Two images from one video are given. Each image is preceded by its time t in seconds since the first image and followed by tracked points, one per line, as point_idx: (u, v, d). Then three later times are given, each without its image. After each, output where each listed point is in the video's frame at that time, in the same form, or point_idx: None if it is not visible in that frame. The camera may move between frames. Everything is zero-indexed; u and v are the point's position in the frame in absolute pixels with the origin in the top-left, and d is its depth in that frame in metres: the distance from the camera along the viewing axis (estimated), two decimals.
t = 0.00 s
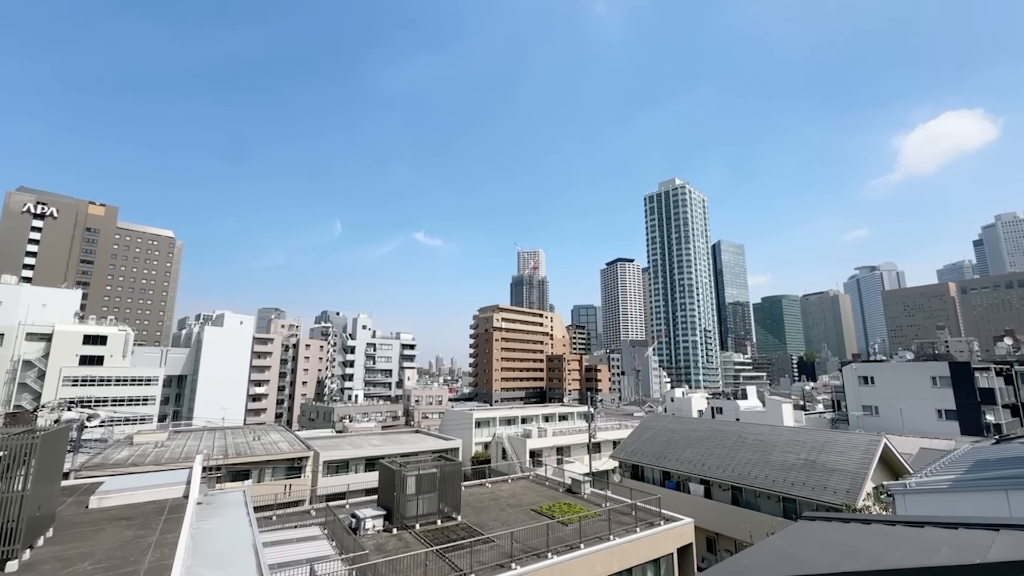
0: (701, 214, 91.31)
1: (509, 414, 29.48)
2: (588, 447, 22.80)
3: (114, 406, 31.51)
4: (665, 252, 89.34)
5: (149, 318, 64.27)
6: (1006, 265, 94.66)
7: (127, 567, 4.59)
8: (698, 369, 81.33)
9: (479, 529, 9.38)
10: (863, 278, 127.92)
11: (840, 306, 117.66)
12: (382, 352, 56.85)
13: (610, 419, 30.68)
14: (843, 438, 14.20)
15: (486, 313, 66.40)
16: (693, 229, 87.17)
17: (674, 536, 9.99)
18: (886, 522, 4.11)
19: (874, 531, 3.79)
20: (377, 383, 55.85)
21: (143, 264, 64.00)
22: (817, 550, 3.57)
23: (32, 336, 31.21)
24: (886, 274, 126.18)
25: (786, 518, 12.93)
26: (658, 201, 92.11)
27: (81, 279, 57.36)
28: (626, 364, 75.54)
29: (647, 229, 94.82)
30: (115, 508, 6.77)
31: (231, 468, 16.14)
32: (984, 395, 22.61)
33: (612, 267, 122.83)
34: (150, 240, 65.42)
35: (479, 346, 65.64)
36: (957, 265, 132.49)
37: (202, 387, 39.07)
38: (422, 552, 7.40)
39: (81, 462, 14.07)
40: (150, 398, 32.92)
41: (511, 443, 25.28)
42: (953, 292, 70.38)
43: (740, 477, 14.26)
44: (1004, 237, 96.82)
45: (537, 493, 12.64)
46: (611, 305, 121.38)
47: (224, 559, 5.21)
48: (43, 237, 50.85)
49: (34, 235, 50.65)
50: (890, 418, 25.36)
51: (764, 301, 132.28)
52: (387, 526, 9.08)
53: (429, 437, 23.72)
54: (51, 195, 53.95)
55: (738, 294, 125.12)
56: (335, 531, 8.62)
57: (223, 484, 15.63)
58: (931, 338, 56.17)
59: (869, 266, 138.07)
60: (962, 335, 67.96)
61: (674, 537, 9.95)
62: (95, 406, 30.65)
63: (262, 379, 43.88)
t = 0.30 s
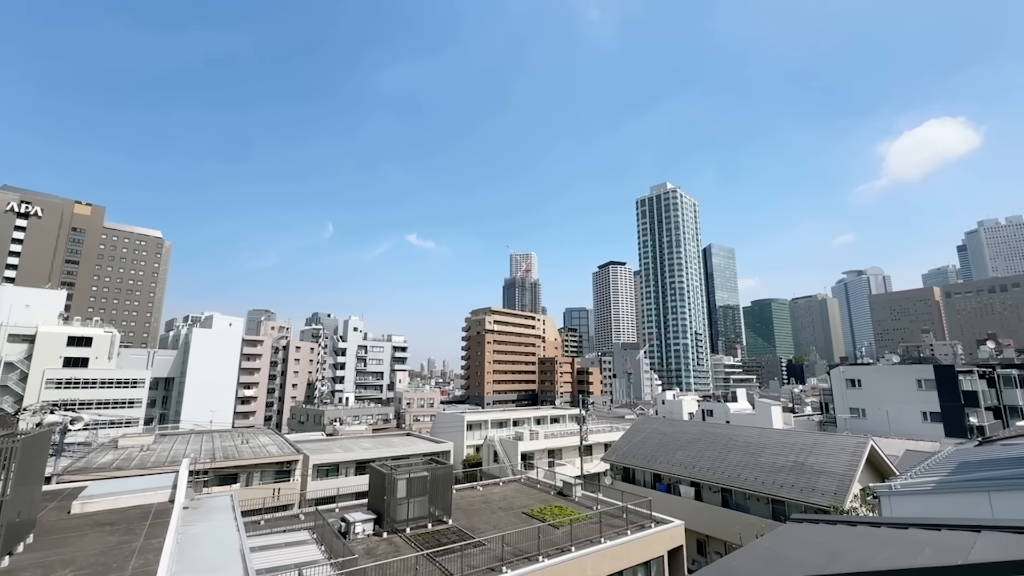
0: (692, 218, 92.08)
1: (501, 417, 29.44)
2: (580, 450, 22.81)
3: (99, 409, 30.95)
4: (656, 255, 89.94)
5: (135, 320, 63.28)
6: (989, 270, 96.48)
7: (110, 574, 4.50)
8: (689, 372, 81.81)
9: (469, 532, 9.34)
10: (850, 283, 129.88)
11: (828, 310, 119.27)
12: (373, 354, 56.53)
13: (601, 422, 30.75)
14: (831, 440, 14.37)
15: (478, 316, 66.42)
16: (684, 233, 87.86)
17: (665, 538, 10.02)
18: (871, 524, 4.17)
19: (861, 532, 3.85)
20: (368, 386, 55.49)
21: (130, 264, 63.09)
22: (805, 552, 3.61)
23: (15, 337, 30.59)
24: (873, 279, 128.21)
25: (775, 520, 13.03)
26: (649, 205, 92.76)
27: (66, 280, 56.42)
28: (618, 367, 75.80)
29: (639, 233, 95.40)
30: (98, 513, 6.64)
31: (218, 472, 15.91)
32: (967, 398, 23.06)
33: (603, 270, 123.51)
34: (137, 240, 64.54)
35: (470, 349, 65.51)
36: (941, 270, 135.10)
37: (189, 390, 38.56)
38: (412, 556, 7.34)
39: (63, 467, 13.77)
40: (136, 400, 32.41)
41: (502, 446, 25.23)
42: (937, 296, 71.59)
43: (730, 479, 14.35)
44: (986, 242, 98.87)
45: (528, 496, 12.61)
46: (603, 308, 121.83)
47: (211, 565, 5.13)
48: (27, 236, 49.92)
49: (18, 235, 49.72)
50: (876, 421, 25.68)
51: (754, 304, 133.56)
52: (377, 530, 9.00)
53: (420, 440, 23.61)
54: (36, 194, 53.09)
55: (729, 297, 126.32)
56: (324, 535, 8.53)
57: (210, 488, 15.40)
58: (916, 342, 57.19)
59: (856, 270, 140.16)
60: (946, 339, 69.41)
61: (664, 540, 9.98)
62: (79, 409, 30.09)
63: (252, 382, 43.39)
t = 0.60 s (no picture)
0: (673, 224, 93.59)
1: (483, 420, 29.32)
2: (561, 454, 22.85)
3: (63, 414, 29.71)
4: (638, 260, 91.09)
5: (105, 321, 61.04)
6: (953, 278, 100.47)
7: None
8: (669, 375, 82.90)
9: (450, 537, 9.26)
10: (824, 289, 133.75)
11: (802, 315, 122.47)
12: (353, 358, 55.70)
13: (583, 426, 30.92)
14: (806, 442, 14.72)
15: (460, 319, 66.17)
16: (665, 239, 89.21)
17: (645, 541, 10.11)
18: (845, 525, 4.27)
19: (836, 533, 3.93)
20: (348, 390, 54.62)
21: (100, 263, 60.96)
22: (784, 554, 3.68)
23: None
24: (845, 285, 132.35)
25: (752, 522, 13.26)
26: (631, 211, 93.93)
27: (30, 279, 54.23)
28: (600, 371, 76.37)
29: (621, 238, 96.49)
30: (60, 523, 6.35)
31: (190, 479, 15.42)
32: (934, 401, 23.92)
33: (586, 274, 124.48)
34: (108, 239, 62.39)
35: (453, 352, 65.12)
36: (909, 277, 140.26)
37: (161, 394, 37.32)
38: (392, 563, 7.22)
39: (23, 474, 13.15)
40: (103, 405, 31.25)
41: (484, 450, 25.12)
42: (905, 302, 74.16)
43: (708, 482, 14.56)
44: (950, 251, 103.01)
45: (510, 500, 12.56)
46: (585, 312, 122.62)
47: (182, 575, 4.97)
48: None
49: None
50: (849, 423, 26.40)
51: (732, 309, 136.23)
52: (356, 537, 8.83)
53: (401, 445, 23.32)
54: None
55: (708, 302, 128.66)
56: (301, 543, 8.34)
57: (181, 496, 14.91)
58: (885, 347, 59.22)
59: (829, 277, 144.43)
60: (914, 344, 71.84)
61: (644, 543, 10.07)
62: (42, 414, 28.83)
63: (227, 386, 42.23)
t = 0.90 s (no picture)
0: (649, 230, 95.31)
1: (459, 423, 29.11)
2: (538, 457, 22.92)
3: (14, 418, 28.07)
4: (614, 265, 92.38)
5: (62, 321, 58.01)
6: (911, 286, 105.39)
7: None
8: (644, 379, 84.23)
9: (424, 543, 9.14)
10: (791, 295, 138.46)
11: (772, 320, 126.33)
12: (327, 360, 54.52)
13: (559, 428, 31.07)
14: (774, 444, 15.16)
15: (438, 322, 65.67)
16: (641, 244, 90.74)
17: (619, 543, 10.20)
18: (813, 524, 4.40)
19: (805, 532, 4.05)
20: (321, 393, 53.39)
21: (57, 260, 57.95)
22: (755, 554, 3.76)
23: None
24: (811, 292, 137.37)
25: (723, 522, 13.56)
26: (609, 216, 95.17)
27: None
28: (576, 374, 76.96)
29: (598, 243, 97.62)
30: (6, 535, 6.00)
31: (151, 487, 14.79)
32: (893, 403, 25.00)
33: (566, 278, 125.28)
34: (67, 234, 59.39)
35: (430, 355, 64.54)
36: (870, 285, 146.55)
37: (122, 397, 35.68)
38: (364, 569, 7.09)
39: None
40: (58, 409, 29.69)
41: (460, 453, 24.95)
42: (867, 309, 77.16)
43: (681, 483, 14.83)
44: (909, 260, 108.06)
45: (485, 504, 12.51)
46: (563, 316, 123.36)
47: None
48: None
49: None
50: (814, 425, 27.37)
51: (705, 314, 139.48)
52: (327, 544, 8.63)
53: (375, 449, 22.95)
54: None
55: (682, 307, 131.41)
56: (268, 551, 8.09)
57: (141, 504, 14.28)
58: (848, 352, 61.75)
59: (797, 284, 149.54)
60: (875, 348, 74.99)
61: (619, 544, 10.17)
62: None
63: (193, 389, 40.69)
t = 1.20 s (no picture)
0: (615, 233, 97.20)
1: (425, 424, 28.73)
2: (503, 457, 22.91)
3: None
4: (582, 267, 93.68)
5: None
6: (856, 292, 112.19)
7: None
8: (608, 379, 85.81)
9: (387, 546, 8.97)
10: (748, 299, 144.68)
11: (730, 323, 131.45)
12: (287, 360, 52.59)
13: (525, 428, 31.23)
14: (731, 441, 15.76)
15: (404, 321, 64.63)
16: (608, 247, 92.45)
17: (583, 540, 10.36)
18: (767, 519, 4.59)
19: (759, 528, 4.21)
20: (281, 394, 51.42)
21: None
22: (713, 550, 3.89)
23: None
24: (766, 296, 143.91)
25: (682, 518, 13.99)
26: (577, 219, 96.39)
27: None
28: (543, 374, 77.49)
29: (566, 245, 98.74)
30: None
31: (91, 494, 13.85)
32: (838, 402, 26.50)
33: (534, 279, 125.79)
34: None
35: (395, 354, 63.41)
36: (819, 290, 154.98)
37: (58, 399, 33.15)
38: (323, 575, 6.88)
39: None
40: None
41: (425, 454, 24.65)
42: (816, 313, 81.39)
43: (643, 481, 15.20)
44: (854, 267, 114.96)
45: (450, 505, 12.40)
46: (530, 316, 124.05)
47: None
48: None
49: None
50: (768, 423, 28.65)
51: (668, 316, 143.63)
52: (283, 550, 8.32)
53: (337, 451, 22.32)
54: None
55: (646, 309, 134.77)
56: (220, 560, 7.71)
57: (78, 513, 13.33)
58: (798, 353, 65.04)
59: (753, 288, 156.31)
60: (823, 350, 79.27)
61: (582, 542, 10.31)
62: None
63: (140, 390, 38.32)
